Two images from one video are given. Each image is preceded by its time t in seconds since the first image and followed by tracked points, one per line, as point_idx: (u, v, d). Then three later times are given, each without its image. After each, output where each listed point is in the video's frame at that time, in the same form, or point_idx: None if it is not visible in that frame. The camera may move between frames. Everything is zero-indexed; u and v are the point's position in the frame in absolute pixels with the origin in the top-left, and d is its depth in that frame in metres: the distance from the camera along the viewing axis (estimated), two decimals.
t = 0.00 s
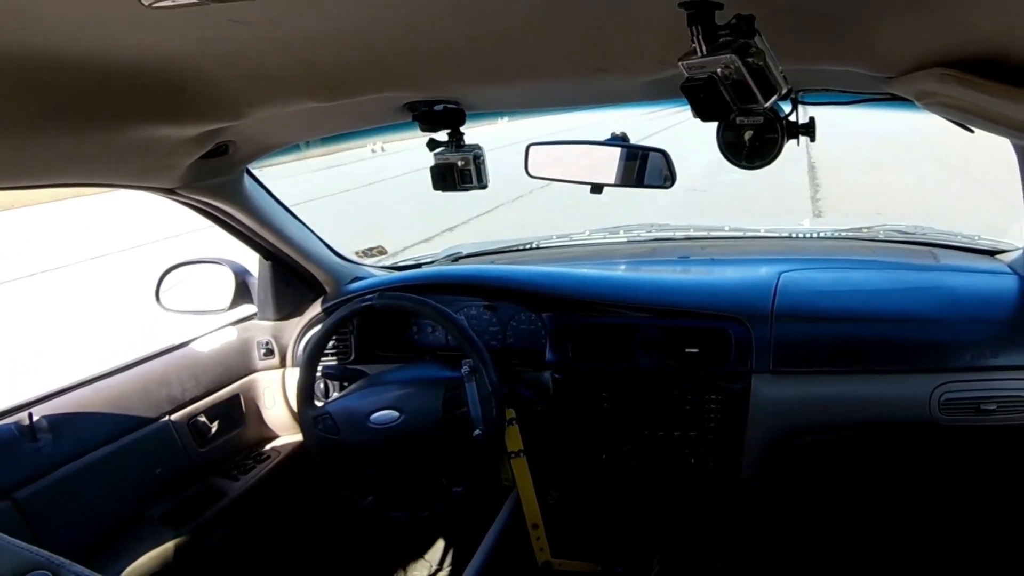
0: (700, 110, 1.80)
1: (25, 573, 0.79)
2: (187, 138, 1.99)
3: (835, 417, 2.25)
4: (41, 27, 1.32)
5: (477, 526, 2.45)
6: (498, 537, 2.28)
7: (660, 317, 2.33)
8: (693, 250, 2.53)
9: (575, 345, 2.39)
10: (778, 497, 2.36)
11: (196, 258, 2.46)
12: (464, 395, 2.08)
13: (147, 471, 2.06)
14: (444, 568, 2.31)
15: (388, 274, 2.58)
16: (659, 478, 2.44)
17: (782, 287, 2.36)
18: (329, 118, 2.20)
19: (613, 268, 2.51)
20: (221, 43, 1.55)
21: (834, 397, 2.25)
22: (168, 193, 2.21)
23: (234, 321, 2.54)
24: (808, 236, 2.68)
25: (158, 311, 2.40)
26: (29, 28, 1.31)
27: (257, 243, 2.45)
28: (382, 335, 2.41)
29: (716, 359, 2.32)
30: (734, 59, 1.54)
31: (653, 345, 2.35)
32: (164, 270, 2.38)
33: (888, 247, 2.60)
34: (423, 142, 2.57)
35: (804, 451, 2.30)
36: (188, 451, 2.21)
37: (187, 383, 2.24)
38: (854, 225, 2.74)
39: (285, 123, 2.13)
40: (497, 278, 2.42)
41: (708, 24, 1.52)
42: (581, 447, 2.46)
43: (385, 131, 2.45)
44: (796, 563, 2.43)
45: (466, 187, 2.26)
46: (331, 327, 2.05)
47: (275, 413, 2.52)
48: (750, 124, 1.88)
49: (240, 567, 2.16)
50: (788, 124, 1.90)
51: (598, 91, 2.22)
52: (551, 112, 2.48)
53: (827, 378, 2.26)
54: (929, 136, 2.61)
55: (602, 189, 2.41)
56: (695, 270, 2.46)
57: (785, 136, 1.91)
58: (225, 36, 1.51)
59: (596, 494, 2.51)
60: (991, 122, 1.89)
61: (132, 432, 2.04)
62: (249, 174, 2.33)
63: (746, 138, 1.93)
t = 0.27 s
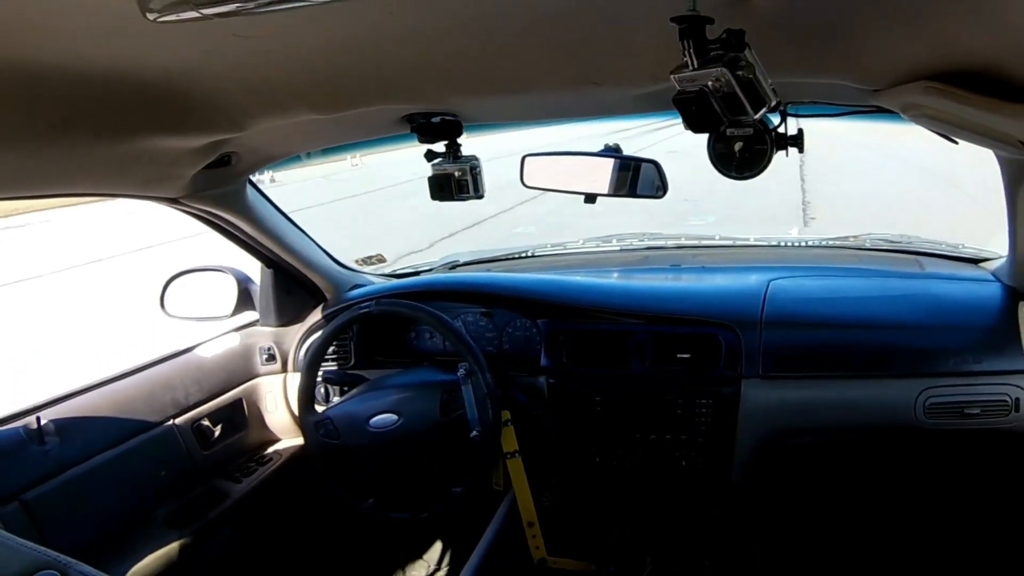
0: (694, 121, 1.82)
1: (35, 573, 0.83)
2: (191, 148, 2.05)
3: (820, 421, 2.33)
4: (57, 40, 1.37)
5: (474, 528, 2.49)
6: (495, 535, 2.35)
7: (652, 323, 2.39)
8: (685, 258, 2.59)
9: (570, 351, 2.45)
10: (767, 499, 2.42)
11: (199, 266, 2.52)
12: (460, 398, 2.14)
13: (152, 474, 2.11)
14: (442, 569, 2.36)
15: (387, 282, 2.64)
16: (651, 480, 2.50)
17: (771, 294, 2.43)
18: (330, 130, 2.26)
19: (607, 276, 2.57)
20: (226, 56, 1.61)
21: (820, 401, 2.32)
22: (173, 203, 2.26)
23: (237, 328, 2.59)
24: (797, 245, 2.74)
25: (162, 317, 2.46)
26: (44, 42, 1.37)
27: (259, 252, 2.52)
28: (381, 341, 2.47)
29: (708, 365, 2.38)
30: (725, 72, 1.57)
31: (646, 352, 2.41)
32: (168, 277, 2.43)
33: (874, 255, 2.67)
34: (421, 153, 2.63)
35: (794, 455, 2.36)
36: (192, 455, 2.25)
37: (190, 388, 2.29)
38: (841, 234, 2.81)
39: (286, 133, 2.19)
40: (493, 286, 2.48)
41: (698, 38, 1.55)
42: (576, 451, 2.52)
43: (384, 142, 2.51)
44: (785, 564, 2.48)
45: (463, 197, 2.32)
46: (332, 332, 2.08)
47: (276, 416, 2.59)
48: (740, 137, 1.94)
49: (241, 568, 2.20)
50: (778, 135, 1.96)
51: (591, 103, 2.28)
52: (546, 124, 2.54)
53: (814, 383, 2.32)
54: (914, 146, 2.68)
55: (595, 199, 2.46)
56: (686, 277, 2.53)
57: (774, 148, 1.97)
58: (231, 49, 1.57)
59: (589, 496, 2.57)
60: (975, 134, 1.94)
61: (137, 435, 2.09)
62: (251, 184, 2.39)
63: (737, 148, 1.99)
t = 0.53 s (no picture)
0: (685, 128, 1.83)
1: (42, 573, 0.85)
2: (194, 159, 2.11)
3: (809, 425, 2.39)
4: (71, 55, 1.44)
5: (470, 531, 2.54)
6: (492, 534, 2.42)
7: (644, 330, 2.44)
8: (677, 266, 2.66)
9: (564, 356, 2.51)
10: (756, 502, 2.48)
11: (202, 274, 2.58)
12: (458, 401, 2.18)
13: (156, 477, 2.16)
14: (444, 568, 2.42)
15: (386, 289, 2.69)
16: (644, 483, 2.56)
17: (761, 302, 2.49)
18: (330, 141, 2.32)
19: (601, 284, 2.63)
20: (232, 70, 1.67)
21: (807, 406, 2.38)
22: (177, 212, 2.32)
23: (240, 334, 2.67)
24: (786, 254, 2.81)
25: (166, 324, 2.52)
26: (59, 57, 1.43)
27: (262, 260, 2.58)
28: (381, 347, 2.52)
29: (699, 370, 2.44)
30: (716, 84, 1.59)
31: (640, 357, 2.46)
32: (173, 284, 2.49)
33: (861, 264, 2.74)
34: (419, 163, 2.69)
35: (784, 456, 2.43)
36: (197, 459, 2.31)
37: (194, 392, 2.35)
38: (830, 242, 2.88)
39: (288, 144, 2.25)
40: (489, 293, 2.54)
41: (690, 52, 1.56)
42: (571, 454, 2.57)
43: (383, 153, 2.58)
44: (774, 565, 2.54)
45: (460, 206, 2.38)
46: (330, 339, 2.16)
47: (278, 420, 2.64)
48: (732, 149, 2.00)
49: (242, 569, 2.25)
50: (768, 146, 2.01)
51: (584, 115, 2.35)
52: (540, 135, 2.61)
53: (801, 387, 2.39)
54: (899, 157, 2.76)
55: (589, 208, 2.52)
56: (678, 285, 2.59)
57: (764, 159, 2.02)
58: (236, 63, 1.64)
59: (583, 499, 2.63)
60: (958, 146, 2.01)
61: (143, 439, 2.14)
62: (254, 194, 2.45)
63: (727, 159, 2.05)
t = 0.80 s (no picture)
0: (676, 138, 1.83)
1: None
2: (198, 168, 2.17)
3: (796, 428, 2.46)
4: (83, 69, 1.50)
5: (468, 533, 2.60)
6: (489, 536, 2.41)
7: (637, 335, 2.50)
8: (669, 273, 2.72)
9: (559, 361, 2.56)
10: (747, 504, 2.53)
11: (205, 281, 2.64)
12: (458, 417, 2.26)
13: (159, 480, 2.21)
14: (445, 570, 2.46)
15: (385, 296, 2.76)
16: (637, 486, 2.61)
17: (751, 308, 2.55)
18: (330, 151, 2.38)
19: (595, 290, 2.69)
20: (236, 83, 1.73)
21: (796, 409, 2.44)
22: (181, 220, 2.38)
23: (242, 340, 2.72)
24: (775, 261, 2.88)
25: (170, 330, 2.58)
26: (72, 71, 1.49)
27: (264, 267, 2.64)
28: (380, 352, 2.58)
29: (691, 374, 2.49)
30: (706, 96, 1.62)
31: (633, 362, 2.52)
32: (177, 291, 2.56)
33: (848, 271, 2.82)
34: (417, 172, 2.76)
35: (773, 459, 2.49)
36: (200, 461, 2.37)
37: (198, 397, 2.40)
38: (818, 250, 2.95)
39: (289, 155, 2.32)
40: (486, 299, 2.60)
41: (681, 64, 1.60)
42: (566, 458, 2.63)
43: (382, 163, 2.64)
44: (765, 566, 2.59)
45: (457, 216, 2.43)
46: (332, 344, 2.22)
47: (280, 424, 2.70)
48: (721, 158, 2.06)
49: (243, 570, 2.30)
50: (756, 156, 2.07)
51: (578, 126, 2.42)
52: (536, 146, 2.68)
53: (790, 391, 2.46)
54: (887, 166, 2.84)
55: (583, 217, 2.58)
56: (670, 291, 2.65)
57: (753, 168, 2.08)
58: (242, 76, 1.70)
59: (577, 501, 2.68)
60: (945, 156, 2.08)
61: (146, 443, 2.20)
62: (256, 204, 2.51)
63: (717, 170, 2.12)
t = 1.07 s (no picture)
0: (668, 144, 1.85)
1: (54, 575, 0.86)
2: (202, 178, 2.23)
3: (782, 433, 2.54)
4: (95, 83, 1.55)
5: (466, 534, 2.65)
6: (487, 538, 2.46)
7: (630, 341, 2.56)
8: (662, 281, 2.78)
9: (555, 366, 2.62)
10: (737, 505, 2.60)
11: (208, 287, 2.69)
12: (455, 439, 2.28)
13: (164, 482, 2.26)
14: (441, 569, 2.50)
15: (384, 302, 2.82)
16: (630, 488, 2.68)
17: (742, 314, 2.61)
18: (330, 162, 2.45)
19: (589, 297, 2.75)
20: (241, 96, 1.79)
21: (783, 414, 2.52)
22: (185, 229, 2.44)
23: (244, 345, 2.76)
24: (765, 268, 2.95)
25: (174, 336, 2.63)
26: (84, 84, 1.55)
27: (265, 274, 2.70)
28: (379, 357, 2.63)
29: (683, 380, 2.56)
30: (698, 108, 1.66)
31: (626, 368, 2.58)
32: (182, 298, 2.61)
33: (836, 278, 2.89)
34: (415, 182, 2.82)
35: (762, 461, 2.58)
36: (203, 463, 2.42)
37: (201, 402, 2.45)
38: (807, 257, 3.02)
39: (291, 165, 2.38)
40: (482, 305, 2.66)
41: (674, 76, 1.64)
42: (561, 461, 2.69)
43: (381, 172, 2.70)
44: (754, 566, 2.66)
45: (455, 224, 2.49)
46: (334, 348, 2.27)
47: (281, 427, 2.75)
48: (713, 168, 2.12)
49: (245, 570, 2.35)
50: (747, 165, 2.13)
51: (572, 136, 2.48)
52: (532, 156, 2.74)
53: (779, 396, 2.53)
54: (874, 175, 2.91)
55: (579, 225, 2.64)
56: (662, 298, 2.71)
57: (744, 176, 2.13)
58: (247, 88, 1.76)
59: (573, 503, 2.74)
60: (930, 164, 2.13)
61: (151, 446, 2.24)
62: (258, 212, 2.57)
63: (709, 178, 2.17)
